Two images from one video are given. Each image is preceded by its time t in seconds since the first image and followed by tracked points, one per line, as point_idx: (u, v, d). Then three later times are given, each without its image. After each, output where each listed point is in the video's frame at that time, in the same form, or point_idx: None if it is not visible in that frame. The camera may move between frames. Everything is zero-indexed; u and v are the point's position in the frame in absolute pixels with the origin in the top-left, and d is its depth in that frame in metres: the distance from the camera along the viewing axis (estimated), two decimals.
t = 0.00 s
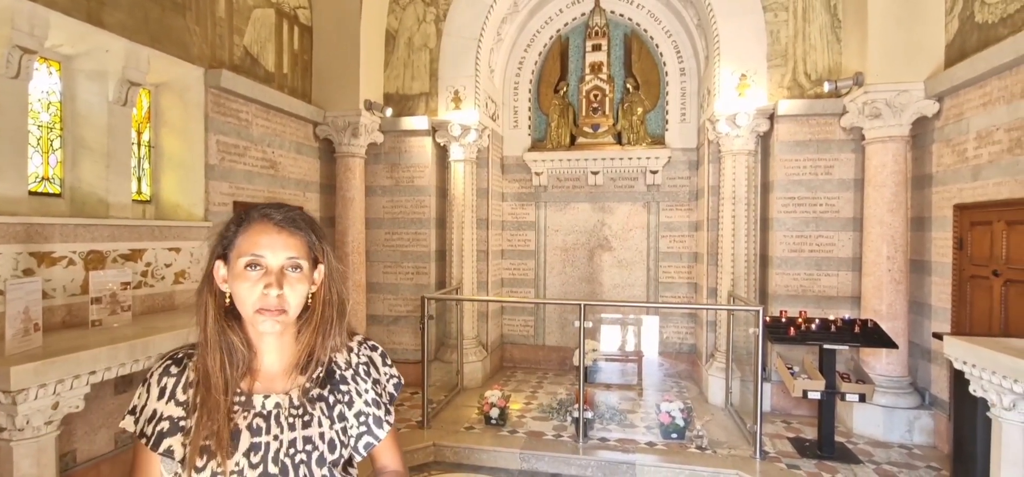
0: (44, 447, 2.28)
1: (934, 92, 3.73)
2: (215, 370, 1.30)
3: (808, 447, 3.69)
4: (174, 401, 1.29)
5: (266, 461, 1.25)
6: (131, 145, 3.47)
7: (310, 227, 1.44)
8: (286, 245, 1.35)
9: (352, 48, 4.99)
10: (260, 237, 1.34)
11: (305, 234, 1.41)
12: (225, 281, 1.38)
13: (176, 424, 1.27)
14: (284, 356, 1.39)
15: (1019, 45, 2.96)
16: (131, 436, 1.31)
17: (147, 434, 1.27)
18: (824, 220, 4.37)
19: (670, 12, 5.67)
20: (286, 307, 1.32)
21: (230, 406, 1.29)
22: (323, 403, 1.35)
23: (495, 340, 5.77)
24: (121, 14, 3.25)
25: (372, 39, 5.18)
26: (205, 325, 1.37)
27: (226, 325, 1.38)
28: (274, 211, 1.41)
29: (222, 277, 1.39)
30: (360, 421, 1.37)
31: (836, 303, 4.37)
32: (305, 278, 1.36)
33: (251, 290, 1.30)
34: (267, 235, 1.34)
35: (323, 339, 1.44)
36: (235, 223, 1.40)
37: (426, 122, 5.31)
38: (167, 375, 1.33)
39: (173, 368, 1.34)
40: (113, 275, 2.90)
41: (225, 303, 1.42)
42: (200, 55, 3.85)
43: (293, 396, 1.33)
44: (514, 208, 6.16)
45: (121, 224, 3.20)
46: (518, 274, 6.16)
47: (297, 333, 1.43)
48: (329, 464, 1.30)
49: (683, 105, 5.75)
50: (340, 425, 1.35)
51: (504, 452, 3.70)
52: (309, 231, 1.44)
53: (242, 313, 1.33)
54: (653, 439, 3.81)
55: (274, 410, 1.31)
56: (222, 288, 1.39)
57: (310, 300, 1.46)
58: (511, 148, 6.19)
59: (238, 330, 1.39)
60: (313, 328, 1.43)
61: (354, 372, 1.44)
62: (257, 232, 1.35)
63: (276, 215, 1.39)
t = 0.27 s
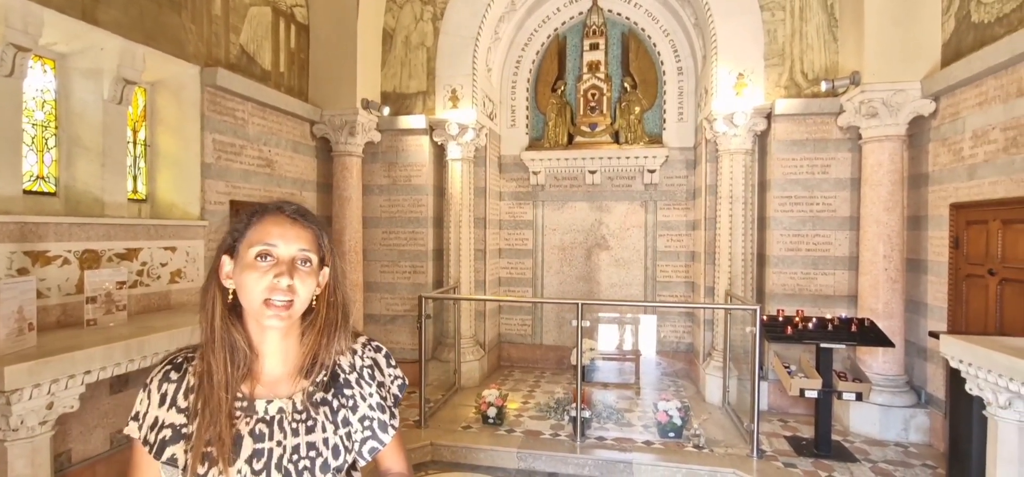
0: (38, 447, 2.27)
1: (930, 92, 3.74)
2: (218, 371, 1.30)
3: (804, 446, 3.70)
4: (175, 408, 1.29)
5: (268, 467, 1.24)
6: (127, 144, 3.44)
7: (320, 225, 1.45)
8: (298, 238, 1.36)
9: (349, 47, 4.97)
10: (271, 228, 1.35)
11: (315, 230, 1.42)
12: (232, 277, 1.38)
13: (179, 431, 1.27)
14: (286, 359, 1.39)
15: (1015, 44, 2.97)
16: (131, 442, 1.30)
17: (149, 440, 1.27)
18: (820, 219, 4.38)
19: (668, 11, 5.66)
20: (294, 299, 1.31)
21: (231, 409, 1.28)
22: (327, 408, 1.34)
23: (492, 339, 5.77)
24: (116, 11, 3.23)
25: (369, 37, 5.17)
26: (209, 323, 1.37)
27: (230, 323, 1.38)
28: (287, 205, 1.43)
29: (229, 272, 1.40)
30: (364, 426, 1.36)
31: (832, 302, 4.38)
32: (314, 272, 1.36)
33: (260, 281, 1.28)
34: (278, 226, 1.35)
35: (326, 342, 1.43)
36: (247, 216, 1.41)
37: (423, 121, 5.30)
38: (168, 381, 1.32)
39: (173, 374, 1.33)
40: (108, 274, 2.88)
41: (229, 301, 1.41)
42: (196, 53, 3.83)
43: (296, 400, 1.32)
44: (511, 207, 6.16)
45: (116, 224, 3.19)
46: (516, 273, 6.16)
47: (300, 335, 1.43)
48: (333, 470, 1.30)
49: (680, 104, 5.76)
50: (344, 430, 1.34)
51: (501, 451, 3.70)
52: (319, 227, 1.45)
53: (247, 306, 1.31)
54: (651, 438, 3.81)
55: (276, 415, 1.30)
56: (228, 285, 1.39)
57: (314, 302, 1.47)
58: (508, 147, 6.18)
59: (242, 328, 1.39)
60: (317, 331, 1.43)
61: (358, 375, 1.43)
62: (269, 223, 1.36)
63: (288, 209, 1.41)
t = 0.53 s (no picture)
0: (32, 448, 2.26)
1: (926, 92, 3.75)
2: (223, 372, 1.29)
3: (800, 445, 3.71)
4: (179, 408, 1.27)
5: (271, 469, 1.24)
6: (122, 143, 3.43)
7: (326, 224, 1.45)
8: (304, 237, 1.35)
9: (345, 46, 4.96)
10: (277, 227, 1.34)
11: (321, 229, 1.42)
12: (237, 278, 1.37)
13: (182, 431, 1.26)
14: (291, 361, 1.38)
15: (1010, 45, 2.98)
16: (132, 442, 1.28)
17: (151, 440, 1.25)
18: (817, 219, 4.39)
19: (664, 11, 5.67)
20: (302, 299, 1.30)
21: (236, 411, 1.27)
22: (331, 410, 1.34)
23: (489, 339, 5.77)
24: (111, 10, 3.21)
25: (366, 37, 5.16)
26: (214, 324, 1.36)
27: (235, 323, 1.37)
28: (292, 204, 1.42)
29: (233, 273, 1.38)
30: (368, 429, 1.36)
31: (828, 301, 4.39)
32: (320, 272, 1.35)
33: (266, 280, 1.28)
34: (284, 225, 1.34)
35: (332, 343, 1.42)
36: (252, 215, 1.39)
37: (420, 121, 5.29)
38: (172, 380, 1.30)
39: (177, 373, 1.32)
40: (102, 274, 2.87)
41: (234, 302, 1.40)
42: (192, 52, 3.82)
43: (300, 402, 1.32)
44: (508, 207, 6.16)
45: (111, 224, 3.17)
46: (512, 273, 6.16)
47: (305, 336, 1.42)
48: (337, 473, 1.29)
49: (677, 104, 5.76)
50: (348, 433, 1.34)
51: (498, 451, 3.70)
52: (324, 227, 1.44)
53: (254, 307, 1.30)
54: (648, 437, 3.81)
55: (281, 416, 1.29)
56: (233, 285, 1.38)
57: (320, 302, 1.46)
58: (505, 146, 6.18)
59: (247, 330, 1.37)
60: (322, 332, 1.43)
61: (363, 377, 1.42)
62: (275, 222, 1.35)
63: (293, 208, 1.40)
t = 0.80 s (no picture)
0: (26, 449, 2.25)
1: (921, 91, 3.77)
2: (228, 373, 1.28)
3: (797, 444, 3.72)
4: (183, 407, 1.26)
5: (275, 469, 1.24)
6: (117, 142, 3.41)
7: (328, 224, 1.44)
8: (306, 238, 1.34)
9: (342, 45, 4.95)
10: (278, 229, 1.33)
11: (323, 230, 1.41)
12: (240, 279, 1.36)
13: (186, 431, 1.25)
14: (296, 361, 1.38)
15: (1005, 44, 2.99)
16: (136, 440, 1.28)
17: (155, 440, 1.24)
18: (813, 218, 4.40)
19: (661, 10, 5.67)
20: (305, 300, 1.29)
21: (240, 412, 1.27)
22: (335, 411, 1.33)
23: (486, 338, 5.77)
24: (106, 8, 3.19)
25: (363, 36, 5.14)
26: (218, 325, 1.35)
27: (239, 324, 1.36)
28: (293, 205, 1.41)
29: (236, 274, 1.37)
30: (371, 429, 1.36)
31: (825, 300, 4.40)
32: (323, 274, 1.35)
33: (269, 283, 1.27)
34: (285, 227, 1.33)
35: (336, 343, 1.42)
36: (254, 217, 1.39)
37: (417, 120, 5.28)
38: (176, 379, 1.30)
39: (182, 372, 1.31)
40: (98, 274, 2.86)
41: (238, 303, 1.39)
42: (187, 51, 3.80)
43: (304, 402, 1.32)
44: (505, 206, 6.15)
45: (107, 223, 3.16)
46: (510, 272, 6.16)
47: (309, 337, 1.42)
48: (340, 473, 1.29)
49: (674, 103, 5.76)
50: (351, 434, 1.33)
51: (495, 451, 3.70)
52: (326, 228, 1.43)
53: (257, 308, 1.30)
54: (645, 436, 3.81)
55: (285, 416, 1.29)
56: (236, 286, 1.37)
57: (324, 303, 1.46)
58: (502, 146, 6.17)
59: (252, 330, 1.37)
60: (326, 332, 1.43)
61: (367, 378, 1.42)
62: (276, 224, 1.34)
63: (294, 209, 1.39)
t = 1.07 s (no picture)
0: (22, 450, 2.24)
1: (918, 92, 3.78)
2: (229, 375, 1.28)
3: (794, 443, 3.73)
4: (185, 405, 1.26)
5: (276, 467, 1.23)
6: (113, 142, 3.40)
7: (325, 223, 1.43)
8: (302, 237, 1.33)
9: (339, 45, 4.94)
10: (275, 229, 1.32)
11: (320, 228, 1.40)
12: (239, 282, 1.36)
13: (188, 429, 1.24)
14: (298, 361, 1.38)
15: (1001, 45, 3.00)
16: (138, 438, 1.27)
17: (156, 439, 1.24)
18: (810, 218, 4.41)
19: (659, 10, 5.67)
20: (304, 300, 1.29)
21: (243, 411, 1.26)
22: (335, 410, 1.33)
23: (484, 338, 5.77)
24: (102, 8, 3.18)
25: (360, 35, 5.14)
26: (219, 328, 1.34)
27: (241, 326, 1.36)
28: (290, 205, 1.40)
29: (236, 277, 1.37)
30: (371, 429, 1.35)
31: (822, 300, 4.41)
32: (322, 273, 1.34)
33: (267, 284, 1.27)
34: (283, 227, 1.33)
35: (338, 343, 1.42)
36: (250, 219, 1.38)
37: (415, 120, 5.27)
38: (178, 378, 1.29)
39: (183, 371, 1.30)
40: (94, 274, 2.84)
41: (239, 305, 1.39)
42: (184, 50, 3.79)
43: (305, 401, 1.31)
44: (503, 206, 6.15)
45: (103, 223, 3.14)
46: (508, 272, 6.15)
47: (311, 337, 1.42)
48: (340, 472, 1.28)
49: (671, 103, 5.77)
50: (351, 433, 1.33)
51: (493, 451, 3.69)
52: (324, 226, 1.43)
53: (257, 309, 1.29)
54: (643, 436, 3.82)
55: (286, 415, 1.29)
56: (237, 289, 1.37)
57: (325, 303, 1.45)
58: (500, 145, 6.17)
59: (253, 332, 1.36)
60: (328, 332, 1.42)
61: (367, 377, 1.42)
62: (273, 225, 1.33)
63: (291, 209, 1.38)
